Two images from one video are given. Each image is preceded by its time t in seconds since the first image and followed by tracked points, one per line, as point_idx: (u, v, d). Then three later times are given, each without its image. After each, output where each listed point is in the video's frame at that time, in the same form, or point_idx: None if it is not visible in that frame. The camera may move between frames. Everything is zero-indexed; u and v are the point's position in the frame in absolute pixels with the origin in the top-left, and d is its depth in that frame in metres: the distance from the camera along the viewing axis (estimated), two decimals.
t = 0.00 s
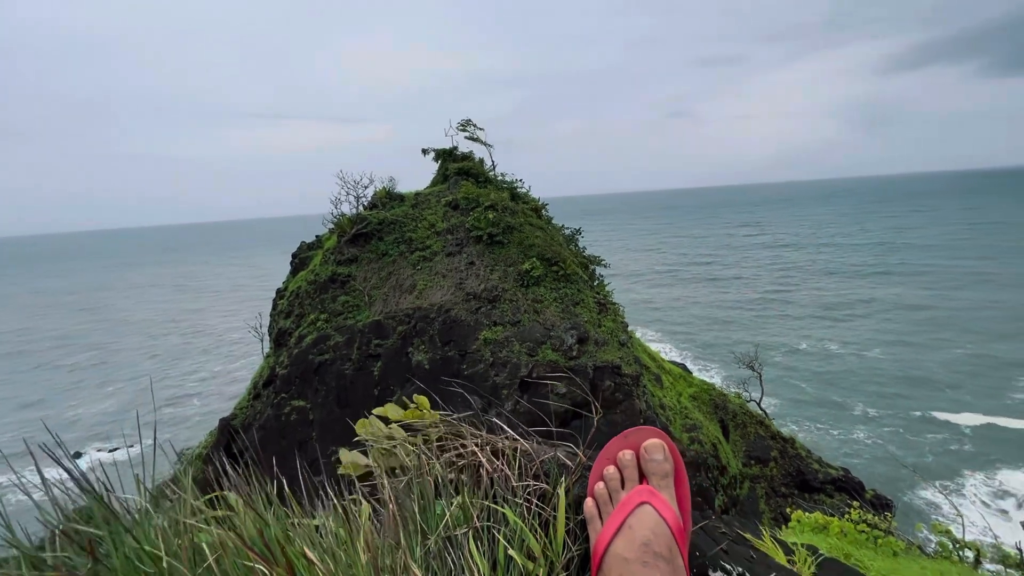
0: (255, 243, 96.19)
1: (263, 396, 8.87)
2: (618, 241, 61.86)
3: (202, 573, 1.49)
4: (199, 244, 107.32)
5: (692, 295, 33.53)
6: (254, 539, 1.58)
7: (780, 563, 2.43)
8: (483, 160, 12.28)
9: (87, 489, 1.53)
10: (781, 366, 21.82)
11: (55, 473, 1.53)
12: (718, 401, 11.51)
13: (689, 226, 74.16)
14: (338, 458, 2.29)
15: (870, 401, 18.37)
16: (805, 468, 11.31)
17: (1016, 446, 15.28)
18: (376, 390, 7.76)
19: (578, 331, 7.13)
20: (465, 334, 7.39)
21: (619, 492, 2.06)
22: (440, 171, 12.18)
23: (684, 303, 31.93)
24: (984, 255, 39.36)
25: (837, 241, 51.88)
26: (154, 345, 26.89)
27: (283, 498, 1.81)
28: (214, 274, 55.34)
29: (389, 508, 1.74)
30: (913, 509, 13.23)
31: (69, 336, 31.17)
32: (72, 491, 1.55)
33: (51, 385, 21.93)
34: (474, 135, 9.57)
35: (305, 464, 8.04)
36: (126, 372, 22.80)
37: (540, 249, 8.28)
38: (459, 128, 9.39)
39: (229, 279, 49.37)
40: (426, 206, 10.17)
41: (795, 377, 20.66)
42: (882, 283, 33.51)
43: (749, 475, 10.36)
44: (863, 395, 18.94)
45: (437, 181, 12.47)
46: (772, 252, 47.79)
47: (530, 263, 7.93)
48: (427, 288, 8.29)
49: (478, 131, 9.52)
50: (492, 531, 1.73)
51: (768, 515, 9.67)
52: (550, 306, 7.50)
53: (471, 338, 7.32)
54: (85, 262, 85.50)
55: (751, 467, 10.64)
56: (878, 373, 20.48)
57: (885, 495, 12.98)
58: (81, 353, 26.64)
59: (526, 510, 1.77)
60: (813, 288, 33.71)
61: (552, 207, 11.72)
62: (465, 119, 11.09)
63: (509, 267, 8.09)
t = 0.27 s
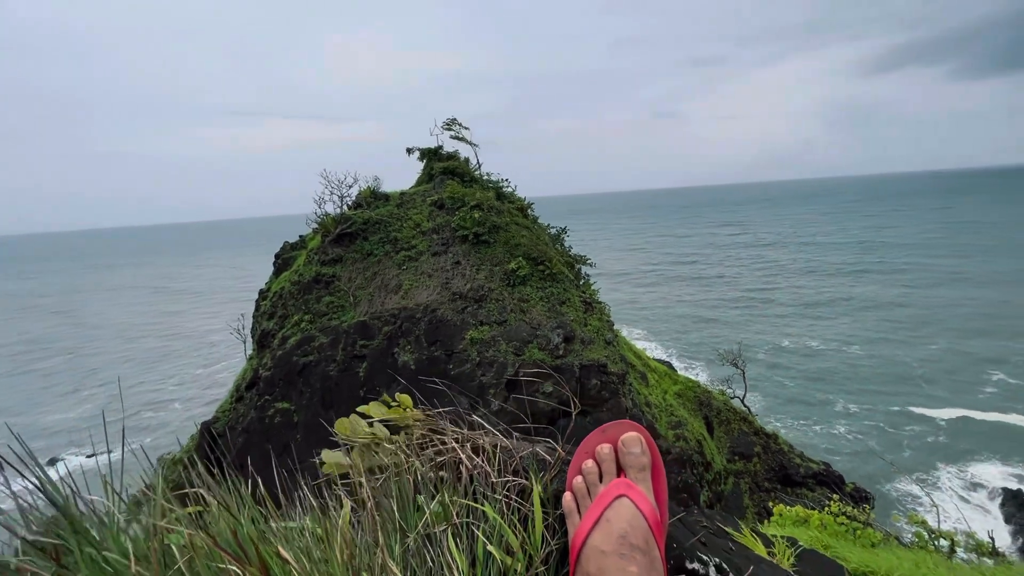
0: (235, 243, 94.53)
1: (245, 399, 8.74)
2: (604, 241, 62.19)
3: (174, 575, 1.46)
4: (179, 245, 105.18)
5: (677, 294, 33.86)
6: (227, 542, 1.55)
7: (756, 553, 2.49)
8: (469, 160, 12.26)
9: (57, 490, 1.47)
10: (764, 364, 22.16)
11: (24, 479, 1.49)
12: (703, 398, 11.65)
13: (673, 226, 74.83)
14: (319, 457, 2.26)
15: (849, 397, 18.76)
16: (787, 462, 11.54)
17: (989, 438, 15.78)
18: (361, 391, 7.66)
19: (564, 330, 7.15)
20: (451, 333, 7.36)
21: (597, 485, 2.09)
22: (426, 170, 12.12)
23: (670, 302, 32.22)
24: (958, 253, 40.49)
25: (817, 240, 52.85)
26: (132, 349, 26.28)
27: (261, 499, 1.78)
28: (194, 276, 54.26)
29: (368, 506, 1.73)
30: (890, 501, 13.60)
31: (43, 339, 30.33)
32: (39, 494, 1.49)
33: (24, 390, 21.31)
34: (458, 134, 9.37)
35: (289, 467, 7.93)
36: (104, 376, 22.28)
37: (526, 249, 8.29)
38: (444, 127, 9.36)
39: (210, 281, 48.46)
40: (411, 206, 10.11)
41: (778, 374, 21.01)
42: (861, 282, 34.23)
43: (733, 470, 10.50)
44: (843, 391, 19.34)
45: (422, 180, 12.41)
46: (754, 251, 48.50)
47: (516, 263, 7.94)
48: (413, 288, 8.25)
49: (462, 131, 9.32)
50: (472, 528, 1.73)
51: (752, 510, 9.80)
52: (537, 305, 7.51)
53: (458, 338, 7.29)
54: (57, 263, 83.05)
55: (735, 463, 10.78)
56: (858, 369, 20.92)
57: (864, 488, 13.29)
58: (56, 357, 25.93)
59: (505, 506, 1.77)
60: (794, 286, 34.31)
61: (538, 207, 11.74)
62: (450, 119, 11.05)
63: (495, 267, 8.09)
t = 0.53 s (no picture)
0: (218, 244, 93.03)
1: (230, 402, 8.60)
2: (591, 240, 62.46)
3: None
4: (159, 245, 103.15)
5: (663, 293, 34.14)
6: (197, 549, 1.53)
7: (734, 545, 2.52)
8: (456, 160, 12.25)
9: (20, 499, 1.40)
10: (749, 361, 22.45)
11: None
12: (689, 396, 11.76)
13: (659, 225, 75.44)
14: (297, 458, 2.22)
15: (832, 394, 19.10)
16: (772, 458, 11.71)
17: (966, 430, 16.19)
18: (348, 393, 7.57)
19: (551, 330, 7.16)
20: (439, 333, 7.31)
21: (574, 482, 2.09)
22: (412, 170, 12.05)
23: (656, 301, 32.48)
24: (935, 252, 41.48)
25: (800, 239, 53.72)
26: (112, 352, 25.69)
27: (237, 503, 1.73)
28: (175, 277, 53.22)
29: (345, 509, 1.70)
30: (871, 493, 13.89)
31: (18, 343, 29.51)
32: None
33: None
34: (444, 133, 9.40)
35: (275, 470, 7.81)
36: (82, 380, 21.75)
37: (513, 249, 8.28)
38: (430, 126, 9.32)
39: (192, 282, 47.61)
40: (397, 205, 10.02)
41: (762, 372, 21.30)
42: (842, 280, 34.85)
43: (719, 467, 10.61)
44: (825, 387, 19.69)
45: (409, 180, 12.34)
46: (738, 250, 49.12)
47: (503, 262, 7.92)
48: (399, 288, 8.18)
49: (448, 130, 9.37)
50: (450, 527, 1.71)
51: (737, 506, 9.92)
52: (524, 305, 7.50)
53: (445, 338, 7.25)
54: (33, 265, 80.85)
55: (721, 459, 10.90)
56: (839, 366, 21.32)
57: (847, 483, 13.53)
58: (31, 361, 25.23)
59: (486, 505, 1.76)
60: (778, 285, 34.82)
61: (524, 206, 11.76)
62: (436, 118, 11.01)
63: (482, 266, 8.07)
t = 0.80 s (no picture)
0: (200, 244, 91.45)
1: (213, 405, 8.44)
2: (578, 240, 62.67)
3: None
4: (139, 246, 101.03)
5: (650, 292, 34.39)
6: (166, 558, 1.49)
7: (712, 540, 2.56)
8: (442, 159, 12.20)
9: None
10: (735, 359, 22.72)
11: None
12: (675, 393, 11.84)
13: (645, 225, 75.96)
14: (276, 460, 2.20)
15: (815, 390, 19.42)
16: (757, 454, 11.86)
17: (943, 425, 16.58)
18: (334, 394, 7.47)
19: (539, 329, 7.17)
20: (426, 334, 7.27)
21: (552, 480, 2.09)
22: (398, 169, 11.96)
23: (643, 300, 32.71)
24: (913, 251, 42.42)
25: (783, 238, 54.51)
26: (91, 356, 25.11)
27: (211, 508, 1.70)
28: (156, 278, 52.16)
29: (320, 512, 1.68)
30: (854, 487, 14.15)
31: None
32: None
33: None
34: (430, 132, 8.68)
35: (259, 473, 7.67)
36: (59, 384, 21.21)
37: (500, 248, 8.26)
38: (417, 126, 9.26)
39: (173, 283, 46.72)
40: (384, 205, 9.94)
41: (748, 369, 21.56)
42: (824, 279, 35.45)
43: (705, 463, 10.73)
44: (809, 384, 20.01)
45: (395, 179, 12.25)
46: (723, 250, 49.69)
47: (490, 262, 7.90)
48: (386, 289, 8.12)
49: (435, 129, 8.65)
50: (428, 528, 1.70)
51: (723, 501, 10.05)
52: (511, 305, 7.48)
53: (432, 338, 7.21)
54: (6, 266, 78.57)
55: (707, 456, 11.01)
56: (822, 363, 21.68)
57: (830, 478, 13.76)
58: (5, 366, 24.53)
59: (464, 505, 1.75)
60: (762, 283, 35.30)
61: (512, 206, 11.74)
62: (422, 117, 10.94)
63: (469, 266, 8.05)
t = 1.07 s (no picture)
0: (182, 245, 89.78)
1: (196, 408, 8.28)
2: (565, 239, 62.87)
3: None
4: (118, 246, 98.82)
5: (637, 291, 34.67)
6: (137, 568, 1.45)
7: (692, 534, 2.59)
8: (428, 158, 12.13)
9: None
10: (721, 357, 23.01)
11: None
12: (662, 390, 11.93)
13: (632, 224, 76.40)
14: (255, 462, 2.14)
15: (799, 386, 19.74)
16: (743, 450, 12.02)
17: (922, 418, 16.97)
18: (320, 395, 7.39)
19: (526, 328, 7.17)
20: (413, 333, 7.23)
21: (532, 478, 2.10)
22: (384, 168, 11.86)
23: (630, 299, 32.94)
24: (893, 249, 43.33)
25: (767, 237, 55.27)
26: (69, 359, 24.52)
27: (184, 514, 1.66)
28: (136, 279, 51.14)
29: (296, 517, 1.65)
30: (836, 482, 14.38)
31: None
32: None
33: None
34: (418, 131, 8.62)
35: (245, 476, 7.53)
36: (36, 389, 20.70)
37: (487, 247, 8.24)
38: (403, 124, 9.19)
39: (154, 284, 45.79)
40: (369, 204, 9.84)
41: (733, 367, 21.85)
42: (807, 276, 36.02)
43: (692, 459, 10.84)
44: (792, 380, 20.33)
45: (381, 178, 12.15)
46: (709, 248, 50.24)
47: (477, 261, 7.87)
48: (372, 288, 8.05)
49: (422, 128, 8.56)
50: (407, 528, 1.69)
51: (710, 497, 10.17)
52: (499, 304, 7.47)
53: (420, 338, 7.17)
54: None
55: (693, 452, 11.12)
56: (805, 360, 22.04)
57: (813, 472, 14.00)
58: None
59: (445, 506, 1.74)
60: (747, 281, 35.75)
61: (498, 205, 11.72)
62: (408, 115, 10.86)
63: (456, 265, 8.02)
